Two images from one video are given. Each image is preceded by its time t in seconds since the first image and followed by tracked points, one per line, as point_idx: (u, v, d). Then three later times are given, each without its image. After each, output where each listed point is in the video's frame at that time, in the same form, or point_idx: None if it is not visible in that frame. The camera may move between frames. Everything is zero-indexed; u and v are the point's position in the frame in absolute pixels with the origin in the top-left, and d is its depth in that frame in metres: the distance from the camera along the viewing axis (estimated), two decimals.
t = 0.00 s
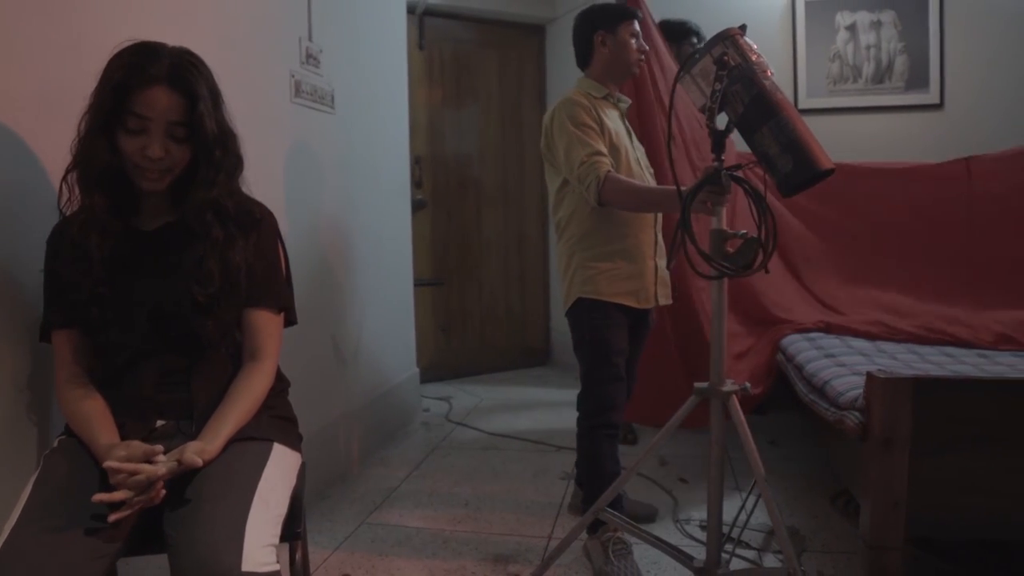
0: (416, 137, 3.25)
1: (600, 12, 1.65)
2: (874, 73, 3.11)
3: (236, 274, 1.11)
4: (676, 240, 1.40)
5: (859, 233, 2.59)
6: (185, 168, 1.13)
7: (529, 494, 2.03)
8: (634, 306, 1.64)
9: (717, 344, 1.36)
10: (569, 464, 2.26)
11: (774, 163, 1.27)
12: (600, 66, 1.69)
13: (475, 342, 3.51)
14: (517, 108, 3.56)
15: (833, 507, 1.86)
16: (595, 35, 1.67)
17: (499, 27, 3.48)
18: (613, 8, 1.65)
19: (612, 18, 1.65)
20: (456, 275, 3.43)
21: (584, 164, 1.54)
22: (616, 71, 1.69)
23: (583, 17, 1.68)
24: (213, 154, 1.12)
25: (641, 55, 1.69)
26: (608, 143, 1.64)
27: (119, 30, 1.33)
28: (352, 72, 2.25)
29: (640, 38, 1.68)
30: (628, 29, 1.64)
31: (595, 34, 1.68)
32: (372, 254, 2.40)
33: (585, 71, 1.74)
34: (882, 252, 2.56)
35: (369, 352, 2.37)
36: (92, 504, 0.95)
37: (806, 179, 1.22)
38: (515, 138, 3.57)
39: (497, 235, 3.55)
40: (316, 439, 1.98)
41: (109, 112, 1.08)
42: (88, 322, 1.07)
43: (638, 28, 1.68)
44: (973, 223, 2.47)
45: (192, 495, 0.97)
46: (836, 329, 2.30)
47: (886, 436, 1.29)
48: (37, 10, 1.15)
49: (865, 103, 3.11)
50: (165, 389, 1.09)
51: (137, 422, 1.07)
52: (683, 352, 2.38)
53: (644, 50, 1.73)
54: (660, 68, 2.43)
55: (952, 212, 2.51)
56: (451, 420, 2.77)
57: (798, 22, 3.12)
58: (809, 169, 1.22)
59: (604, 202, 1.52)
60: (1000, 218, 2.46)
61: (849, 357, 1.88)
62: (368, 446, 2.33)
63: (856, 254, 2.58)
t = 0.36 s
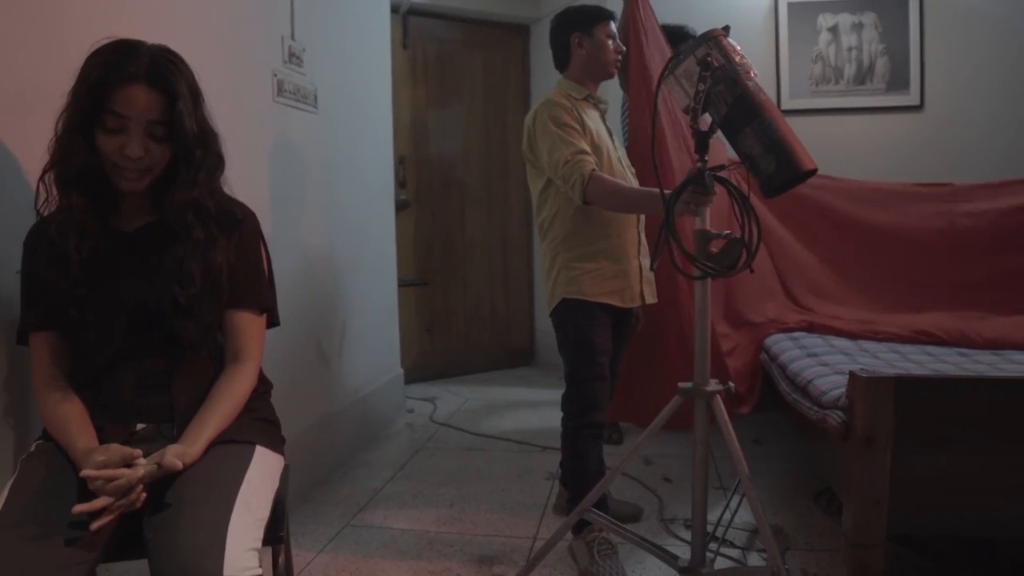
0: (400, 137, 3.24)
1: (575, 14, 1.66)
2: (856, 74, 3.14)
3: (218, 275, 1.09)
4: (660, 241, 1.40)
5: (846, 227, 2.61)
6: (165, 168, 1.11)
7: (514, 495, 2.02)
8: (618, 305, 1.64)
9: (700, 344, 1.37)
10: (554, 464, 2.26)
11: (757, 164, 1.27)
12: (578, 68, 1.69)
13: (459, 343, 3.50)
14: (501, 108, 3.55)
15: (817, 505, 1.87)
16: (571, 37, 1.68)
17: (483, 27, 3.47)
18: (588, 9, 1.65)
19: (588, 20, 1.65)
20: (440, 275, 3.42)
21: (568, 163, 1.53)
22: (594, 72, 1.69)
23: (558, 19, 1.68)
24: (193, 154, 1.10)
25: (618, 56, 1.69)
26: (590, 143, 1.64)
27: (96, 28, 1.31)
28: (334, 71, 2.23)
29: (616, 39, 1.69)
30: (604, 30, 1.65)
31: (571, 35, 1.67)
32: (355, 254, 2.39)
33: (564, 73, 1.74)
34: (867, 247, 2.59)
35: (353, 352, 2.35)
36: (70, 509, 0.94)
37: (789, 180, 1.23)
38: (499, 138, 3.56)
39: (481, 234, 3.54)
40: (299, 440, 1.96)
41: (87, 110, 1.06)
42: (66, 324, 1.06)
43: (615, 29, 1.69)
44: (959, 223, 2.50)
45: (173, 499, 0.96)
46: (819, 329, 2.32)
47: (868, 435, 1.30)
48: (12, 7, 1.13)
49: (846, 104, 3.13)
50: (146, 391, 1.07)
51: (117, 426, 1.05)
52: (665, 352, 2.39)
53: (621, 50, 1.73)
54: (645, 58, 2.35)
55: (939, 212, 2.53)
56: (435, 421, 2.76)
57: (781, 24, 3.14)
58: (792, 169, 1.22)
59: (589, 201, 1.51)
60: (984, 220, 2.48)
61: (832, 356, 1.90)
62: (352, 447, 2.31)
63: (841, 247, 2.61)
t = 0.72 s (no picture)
0: (384, 136, 3.22)
1: (561, 15, 1.66)
2: (838, 76, 3.16)
3: (199, 277, 1.08)
4: (644, 242, 1.40)
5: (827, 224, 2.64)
6: (144, 168, 1.09)
7: (499, 496, 2.02)
8: (597, 307, 1.64)
9: (684, 345, 1.37)
10: (538, 465, 2.26)
11: (741, 165, 1.28)
12: (564, 70, 1.69)
13: (443, 343, 3.49)
14: (485, 108, 3.55)
15: (800, 503, 1.89)
16: (556, 38, 1.67)
17: (467, 27, 3.46)
18: (573, 11, 1.65)
19: (573, 20, 1.65)
20: (424, 276, 3.41)
21: (552, 162, 1.52)
22: (579, 73, 1.69)
23: (544, 20, 1.68)
24: (172, 153, 1.08)
25: (604, 56, 1.69)
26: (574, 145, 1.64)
27: (72, 26, 1.29)
28: (317, 70, 2.22)
29: (602, 40, 1.69)
30: (590, 31, 1.65)
31: (556, 36, 1.67)
32: (337, 256, 2.37)
33: (549, 74, 1.74)
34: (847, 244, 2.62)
35: (335, 354, 2.34)
36: (45, 514, 0.92)
37: (772, 180, 1.23)
38: (483, 138, 3.56)
39: (465, 235, 3.54)
40: (282, 443, 1.94)
41: (63, 110, 1.04)
42: (44, 326, 1.04)
43: (600, 30, 1.69)
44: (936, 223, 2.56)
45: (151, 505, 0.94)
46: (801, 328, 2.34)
47: (850, 434, 1.31)
48: None
49: (827, 105, 3.16)
50: (125, 395, 1.06)
51: (95, 429, 1.04)
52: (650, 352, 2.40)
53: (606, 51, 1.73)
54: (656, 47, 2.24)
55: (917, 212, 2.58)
56: (419, 422, 2.74)
57: (763, 25, 3.17)
58: (776, 170, 1.23)
59: (573, 200, 1.51)
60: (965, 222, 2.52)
61: (814, 356, 1.92)
62: (335, 449, 2.29)
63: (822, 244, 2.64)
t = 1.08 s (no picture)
0: (369, 136, 3.20)
1: (548, 16, 1.66)
2: (821, 77, 3.19)
3: (182, 278, 1.06)
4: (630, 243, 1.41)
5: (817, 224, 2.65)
6: (125, 168, 1.08)
7: (486, 497, 2.01)
8: (583, 307, 1.64)
9: (671, 345, 1.38)
10: (525, 465, 2.26)
11: (726, 166, 1.28)
12: (552, 70, 1.69)
13: (429, 344, 3.48)
14: (470, 108, 3.54)
15: (785, 502, 1.90)
16: (544, 38, 1.67)
17: (453, 27, 3.46)
18: (560, 11, 1.65)
19: (559, 21, 1.65)
20: (410, 276, 3.40)
21: (539, 162, 1.52)
22: (567, 73, 1.69)
23: (532, 20, 1.68)
24: (154, 153, 1.07)
25: (591, 56, 1.69)
26: (562, 144, 1.64)
27: (51, 25, 1.28)
28: (301, 70, 2.20)
29: (589, 39, 1.68)
30: (577, 30, 1.64)
31: (543, 37, 1.67)
32: (322, 257, 2.35)
33: (536, 75, 1.74)
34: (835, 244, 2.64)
35: (321, 355, 2.32)
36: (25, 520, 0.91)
37: (757, 181, 1.24)
38: (469, 138, 3.56)
39: (451, 235, 3.53)
40: (267, 445, 1.92)
41: (43, 110, 1.03)
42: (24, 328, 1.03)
43: (587, 29, 1.68)
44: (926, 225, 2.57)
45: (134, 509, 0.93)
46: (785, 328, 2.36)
47: (835, 433, 1.32)
48: None
49: (811, 106, 3.18)
50: (107, 398, 1.04)
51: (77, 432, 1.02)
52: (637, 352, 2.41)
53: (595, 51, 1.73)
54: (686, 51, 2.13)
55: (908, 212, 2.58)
56: (405, 423, 2.73)
57: (747, 27, 3.18)
58: (761, 171, 1.23)
59: (560, 200, 1.51)
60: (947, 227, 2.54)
61: (799, 355, 1.93)
62: (321, 451, 2.28)
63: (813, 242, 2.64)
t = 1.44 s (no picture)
0: (353, 136, 3.19)
1: (532, 17, 1.65)
2: (804, 79, 3.21)
3: (162, 280, 1.05)
4: (612, 245, 1.41)
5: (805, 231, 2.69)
6: (104, 168, 1.06)
7: (471, 498, 2.01)
8: (567, 309, 1.64)
9: (654, 345, 1.38)
10: (510, 466, 2.26)
11: (710, 166, 1.28)
12: (537, 71, 1.69)
13: (414, 344, 3.47)
14: (455, 109, 3.54)
15: (769, 500, 1.91)
16: (528, 39, 1.67)
17: (438, 28, 3.45)
18: (543, 11, 1.65)
19: (543, 20, 1.65)
20: (395, 276, 3.39)
21: (523, 163, 1.52)
22: (551, 74, 1.69)
23: (515, 21, 1.68)
24: (133, 153, 1.06)
25: (576, 55, 1.69)
26: (546, 146, 1.63)
27: (27, 23, 1.26)
28: (284, 70, 2.19)
29: (573, 40, 1.68)
30: (561, 30, 1.64)
31: (527, 38, 1.67)
32: (305, 259, 2.34)
33: (521, 76, 1.74)
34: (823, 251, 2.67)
35: (304, 356, 2.30)
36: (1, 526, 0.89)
37: (741, 181, 1.24)
38: (455, 138, 3.55)
39: (436, 235, 3.52)
40: (251, 448, 1.91)
41: (19, 109, 1.01)
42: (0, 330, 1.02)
43: (571, 30, 1.68)
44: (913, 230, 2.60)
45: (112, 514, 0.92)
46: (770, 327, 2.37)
47: (818, 432, 1.33)
48: None
49: (794, 107, 3.20)
50: (87, 402, 1.03)
51: (55, 436, 1.01)
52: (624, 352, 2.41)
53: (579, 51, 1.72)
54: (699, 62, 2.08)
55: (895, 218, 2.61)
56: (390, 424, 2.72)
57: (731, 27, 3.20)
58: (744, 171, 1.23)
59: (544, 201, 1.50)
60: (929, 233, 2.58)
61: (783, 355, 1.94)
62: (306, 453, 2.27)
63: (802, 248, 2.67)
